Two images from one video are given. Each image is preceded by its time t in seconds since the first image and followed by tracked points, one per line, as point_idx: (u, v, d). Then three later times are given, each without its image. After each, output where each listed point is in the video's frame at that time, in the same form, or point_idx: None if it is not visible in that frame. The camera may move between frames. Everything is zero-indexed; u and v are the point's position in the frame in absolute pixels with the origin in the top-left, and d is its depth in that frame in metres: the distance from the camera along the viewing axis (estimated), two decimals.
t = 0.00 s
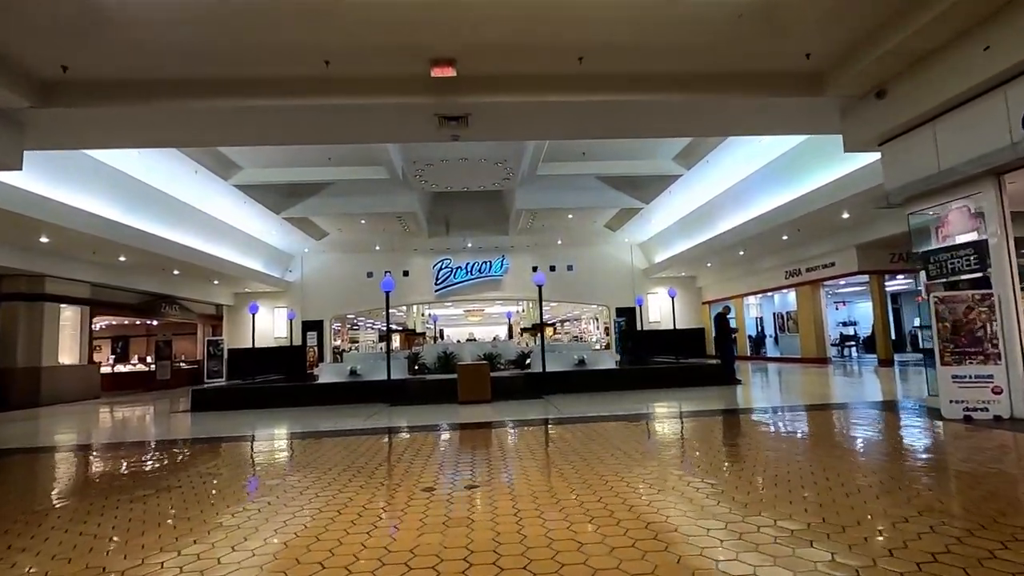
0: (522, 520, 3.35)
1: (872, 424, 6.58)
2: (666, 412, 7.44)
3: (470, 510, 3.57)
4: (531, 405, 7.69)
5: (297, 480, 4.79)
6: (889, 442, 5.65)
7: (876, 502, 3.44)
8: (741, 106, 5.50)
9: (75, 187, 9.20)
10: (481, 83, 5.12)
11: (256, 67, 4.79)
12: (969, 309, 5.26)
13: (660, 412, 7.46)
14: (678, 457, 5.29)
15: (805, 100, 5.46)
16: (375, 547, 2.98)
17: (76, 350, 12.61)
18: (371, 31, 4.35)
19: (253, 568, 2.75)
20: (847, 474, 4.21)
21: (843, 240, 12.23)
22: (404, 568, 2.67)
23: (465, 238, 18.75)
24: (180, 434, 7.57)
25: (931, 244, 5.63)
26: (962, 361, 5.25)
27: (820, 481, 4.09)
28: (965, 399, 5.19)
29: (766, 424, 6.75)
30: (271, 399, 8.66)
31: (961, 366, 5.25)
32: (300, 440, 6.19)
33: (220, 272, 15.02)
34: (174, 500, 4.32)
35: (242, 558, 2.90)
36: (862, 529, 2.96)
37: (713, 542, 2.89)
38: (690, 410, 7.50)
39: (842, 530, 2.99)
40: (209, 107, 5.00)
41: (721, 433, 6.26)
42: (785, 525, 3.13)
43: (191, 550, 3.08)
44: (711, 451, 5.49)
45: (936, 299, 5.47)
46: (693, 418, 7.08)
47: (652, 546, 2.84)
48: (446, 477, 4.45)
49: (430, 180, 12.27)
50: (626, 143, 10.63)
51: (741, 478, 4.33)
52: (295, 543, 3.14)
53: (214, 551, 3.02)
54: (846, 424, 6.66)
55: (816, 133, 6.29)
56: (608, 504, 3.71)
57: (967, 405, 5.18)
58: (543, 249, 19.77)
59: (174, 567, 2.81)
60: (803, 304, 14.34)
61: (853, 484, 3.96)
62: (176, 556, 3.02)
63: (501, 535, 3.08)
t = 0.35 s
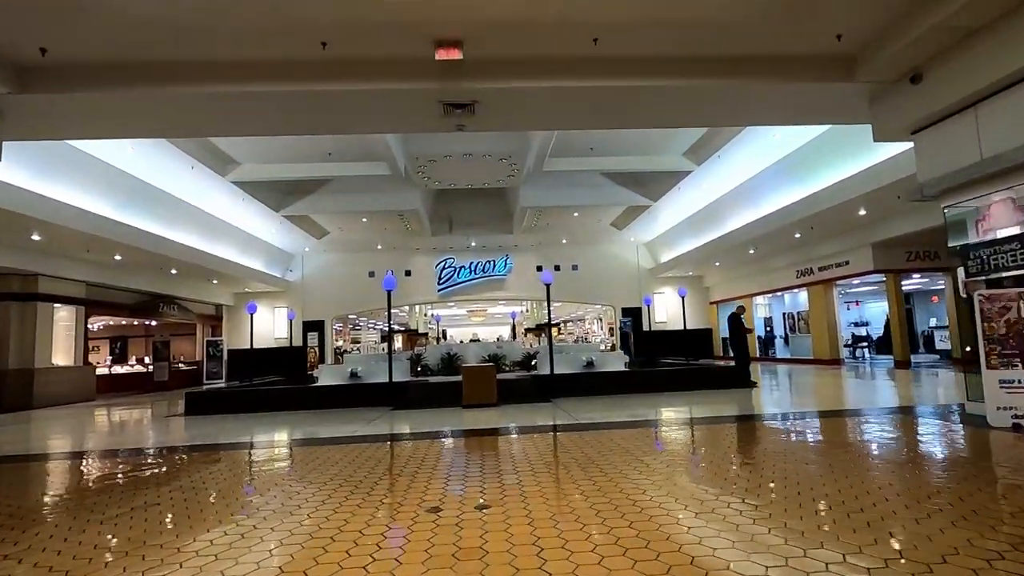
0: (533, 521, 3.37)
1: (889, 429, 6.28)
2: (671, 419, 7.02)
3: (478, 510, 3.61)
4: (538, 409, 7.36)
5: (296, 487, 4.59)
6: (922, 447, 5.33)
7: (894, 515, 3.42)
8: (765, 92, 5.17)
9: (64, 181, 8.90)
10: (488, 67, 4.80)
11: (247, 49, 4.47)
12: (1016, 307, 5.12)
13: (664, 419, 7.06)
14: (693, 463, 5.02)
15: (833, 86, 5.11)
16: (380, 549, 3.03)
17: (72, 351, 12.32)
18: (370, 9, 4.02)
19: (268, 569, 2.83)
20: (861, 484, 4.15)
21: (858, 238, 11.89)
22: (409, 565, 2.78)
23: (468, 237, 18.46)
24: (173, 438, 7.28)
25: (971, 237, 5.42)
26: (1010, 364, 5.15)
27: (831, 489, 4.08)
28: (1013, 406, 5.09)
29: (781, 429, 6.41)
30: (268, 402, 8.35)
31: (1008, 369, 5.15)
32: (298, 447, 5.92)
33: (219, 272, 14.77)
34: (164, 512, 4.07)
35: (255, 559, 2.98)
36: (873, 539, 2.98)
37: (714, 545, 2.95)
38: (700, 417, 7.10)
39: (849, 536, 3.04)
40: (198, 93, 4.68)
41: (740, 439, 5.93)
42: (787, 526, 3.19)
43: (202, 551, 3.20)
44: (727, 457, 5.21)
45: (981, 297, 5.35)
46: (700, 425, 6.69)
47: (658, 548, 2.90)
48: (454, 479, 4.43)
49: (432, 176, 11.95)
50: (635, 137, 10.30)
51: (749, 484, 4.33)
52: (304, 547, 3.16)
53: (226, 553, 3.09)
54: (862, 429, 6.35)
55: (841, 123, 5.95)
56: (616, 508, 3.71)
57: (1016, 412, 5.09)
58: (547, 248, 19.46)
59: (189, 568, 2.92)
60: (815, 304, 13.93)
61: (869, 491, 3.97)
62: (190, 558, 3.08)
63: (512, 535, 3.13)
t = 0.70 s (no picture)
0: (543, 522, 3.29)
1: (905, 435, 5.99)
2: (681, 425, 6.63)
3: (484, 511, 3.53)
4: (548, 413, 7.05)
5: (296, 490, 4.35)
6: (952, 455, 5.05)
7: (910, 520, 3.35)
8: (797, 77, 4.84)
9: (60, 175, 8.65)
10: (501, 48, 4.48)
11: (244, 27, 4.16)
12: None
13: (671, 425, 6.69)
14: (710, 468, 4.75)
15: (869, 70, 4.79)
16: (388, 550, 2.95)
17: (68, 349, 12.05)
18: None
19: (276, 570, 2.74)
20: (876, 488, 4.05)
21: (875, 236, 11.55)
22: (419, 563, 2.75)
23: (472, 236, 18.13)
24: (168, 441, 7.00)
25: (1015, 233, 5.01)
26: None
27: (842, 493, 3.99)
28: None
29: (796, 435, 6.09)
30: (267, 404, 8.04)
31: None
32: (298, 451, 5.65)
33: (219, 270, 14.51)
34: (153, 520, 3.80)
35: (263, 560, 2.87)
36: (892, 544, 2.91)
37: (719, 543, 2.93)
38: (712, 424, 6.71)
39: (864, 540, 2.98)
40: (192, 75, 4.38)
41: (762, 445, 5.61)
42: (803, 531, 3.12)
43: (204, 548, 3.12)
44: (745, 462, 4.95)
45: None
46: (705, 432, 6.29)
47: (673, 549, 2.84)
48: (458, 480, 4.30)
49: (437, 170, 11.65)
50: (648, 131, 9.97)
51: (758, 484, 4.23)
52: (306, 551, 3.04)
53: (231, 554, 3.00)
54: (883, 435, 6.03)
55: (872, 111, 5.63)
56: (623, 507, 3.63)
57: None
58: (553, 247, 19.13)
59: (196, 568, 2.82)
60: (829, 303, 13.57)
61: (883, 496, 3.90)
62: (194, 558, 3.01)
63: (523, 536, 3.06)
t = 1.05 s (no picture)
0: (535, 520, 3.19)
1: (917, 434, 5.71)
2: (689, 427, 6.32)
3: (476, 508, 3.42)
4: (552, 414, 6.76)
5: (288, 488, 4.11)
6: (965, 451, 4.89)
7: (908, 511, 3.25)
8: (819, 58, 4.57)
9: (46, 167, 8.36)
10: (507, 24, 4.20)
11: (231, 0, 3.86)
12: None
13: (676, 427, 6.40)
14: (722, 467, 4.52)
15: (896, 50, 4.52)
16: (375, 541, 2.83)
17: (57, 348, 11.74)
18: None
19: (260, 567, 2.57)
20: (881, 481, 3.91)
21: (885, 233, 11.30)
22: (417, 558, 2.59)
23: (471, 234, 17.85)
24: (157, 442, 6.71)
25: None
26: None
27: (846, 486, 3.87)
28: None
29: (804, 436, 5.79)
30: (259, 405, 7.73)
31: None
32: (291, 453, 5.37)
33: (214, 267, 14.22)
34: (131, 523, 3.52)
35: (252, 557, 2.71)
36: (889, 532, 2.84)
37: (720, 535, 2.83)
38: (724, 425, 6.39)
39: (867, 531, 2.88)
40: (176, 53, 4.07)
41: (779, 446, 5.32)
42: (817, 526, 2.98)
43: (190, 546, 3.00)
44: (754, 459, 4.77)
45: None
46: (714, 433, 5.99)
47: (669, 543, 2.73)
48: (451, 475, 4.16)
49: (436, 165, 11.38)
50: (653, 124, 9.69)
51: (761, 480, 4.09)
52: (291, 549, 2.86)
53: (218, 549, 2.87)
54: (897, 432, 5.84)
55: (897, 96, 5.35)
56: (617, 503, 3.50)
57: None
58: (553, 245, 18.87)
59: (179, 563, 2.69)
60: (835, 301, 13.34)
61: (881, 487, 3.80)
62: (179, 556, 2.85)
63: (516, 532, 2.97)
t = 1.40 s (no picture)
0: (541, 524, 3.12)
1: (933, 441, 5.44)
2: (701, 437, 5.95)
3: (480, 514, 3.31)
4: (558, 421, 6.44)
5: (282, 497, 3.89)
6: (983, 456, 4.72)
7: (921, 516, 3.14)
8: (849, 41, 4.25)
9: (32, 164, 8.06)
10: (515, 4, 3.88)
11: None
12: None
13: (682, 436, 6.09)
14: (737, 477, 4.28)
15: (933, 33, 4.20)
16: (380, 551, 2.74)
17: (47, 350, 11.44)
18: None
19: None
20: (892, 487, 3.77)
21: (897, 232, 11.00)
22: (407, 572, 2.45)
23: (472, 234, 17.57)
24: (144, 450, 6.39)
25: None
26: None
27: (858, 489, 3.75)
28: None
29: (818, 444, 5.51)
30: (253, 411, 7.42)
31: None
32: (283, 463, 5.06)
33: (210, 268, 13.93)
34: (103, 540, 3.24)
35: (246, 567, 2.63)
36: (903, 536, 2.74)
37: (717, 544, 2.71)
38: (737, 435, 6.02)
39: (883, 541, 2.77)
40: (155, 33, 3.74)
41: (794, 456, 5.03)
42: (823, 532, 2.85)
43: (169, 561, 2.80)
44: (764, 466, 4.57)
45: None
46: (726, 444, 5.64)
47: (675, 549, 2.65)
48: (456, 483, 4.01)
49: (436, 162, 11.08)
50: (661, 120, 9.38)
51: (768, 486, 3.93)
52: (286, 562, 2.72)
53: (212, 556, 2.80)
54: (914, 438, 5.61)
55: (926, 87, 5.04)
56: (621, 508, 3.37)
57: None
58: (555, 245, 18.57)
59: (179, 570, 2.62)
60: (845, 302, 13.03)
61: (894, 493, 3.68)
62: (175, 565, 2.74)
63: (524, 537, 2.88)
